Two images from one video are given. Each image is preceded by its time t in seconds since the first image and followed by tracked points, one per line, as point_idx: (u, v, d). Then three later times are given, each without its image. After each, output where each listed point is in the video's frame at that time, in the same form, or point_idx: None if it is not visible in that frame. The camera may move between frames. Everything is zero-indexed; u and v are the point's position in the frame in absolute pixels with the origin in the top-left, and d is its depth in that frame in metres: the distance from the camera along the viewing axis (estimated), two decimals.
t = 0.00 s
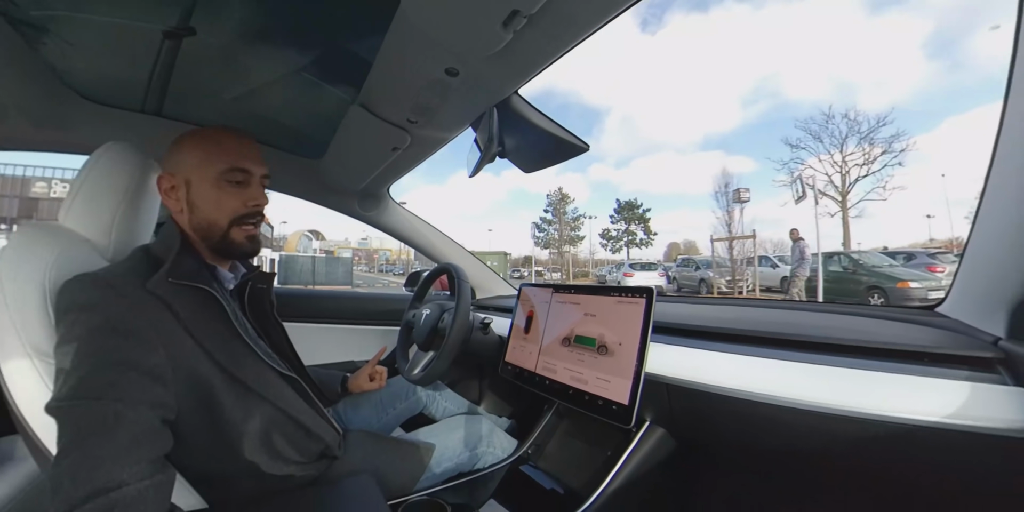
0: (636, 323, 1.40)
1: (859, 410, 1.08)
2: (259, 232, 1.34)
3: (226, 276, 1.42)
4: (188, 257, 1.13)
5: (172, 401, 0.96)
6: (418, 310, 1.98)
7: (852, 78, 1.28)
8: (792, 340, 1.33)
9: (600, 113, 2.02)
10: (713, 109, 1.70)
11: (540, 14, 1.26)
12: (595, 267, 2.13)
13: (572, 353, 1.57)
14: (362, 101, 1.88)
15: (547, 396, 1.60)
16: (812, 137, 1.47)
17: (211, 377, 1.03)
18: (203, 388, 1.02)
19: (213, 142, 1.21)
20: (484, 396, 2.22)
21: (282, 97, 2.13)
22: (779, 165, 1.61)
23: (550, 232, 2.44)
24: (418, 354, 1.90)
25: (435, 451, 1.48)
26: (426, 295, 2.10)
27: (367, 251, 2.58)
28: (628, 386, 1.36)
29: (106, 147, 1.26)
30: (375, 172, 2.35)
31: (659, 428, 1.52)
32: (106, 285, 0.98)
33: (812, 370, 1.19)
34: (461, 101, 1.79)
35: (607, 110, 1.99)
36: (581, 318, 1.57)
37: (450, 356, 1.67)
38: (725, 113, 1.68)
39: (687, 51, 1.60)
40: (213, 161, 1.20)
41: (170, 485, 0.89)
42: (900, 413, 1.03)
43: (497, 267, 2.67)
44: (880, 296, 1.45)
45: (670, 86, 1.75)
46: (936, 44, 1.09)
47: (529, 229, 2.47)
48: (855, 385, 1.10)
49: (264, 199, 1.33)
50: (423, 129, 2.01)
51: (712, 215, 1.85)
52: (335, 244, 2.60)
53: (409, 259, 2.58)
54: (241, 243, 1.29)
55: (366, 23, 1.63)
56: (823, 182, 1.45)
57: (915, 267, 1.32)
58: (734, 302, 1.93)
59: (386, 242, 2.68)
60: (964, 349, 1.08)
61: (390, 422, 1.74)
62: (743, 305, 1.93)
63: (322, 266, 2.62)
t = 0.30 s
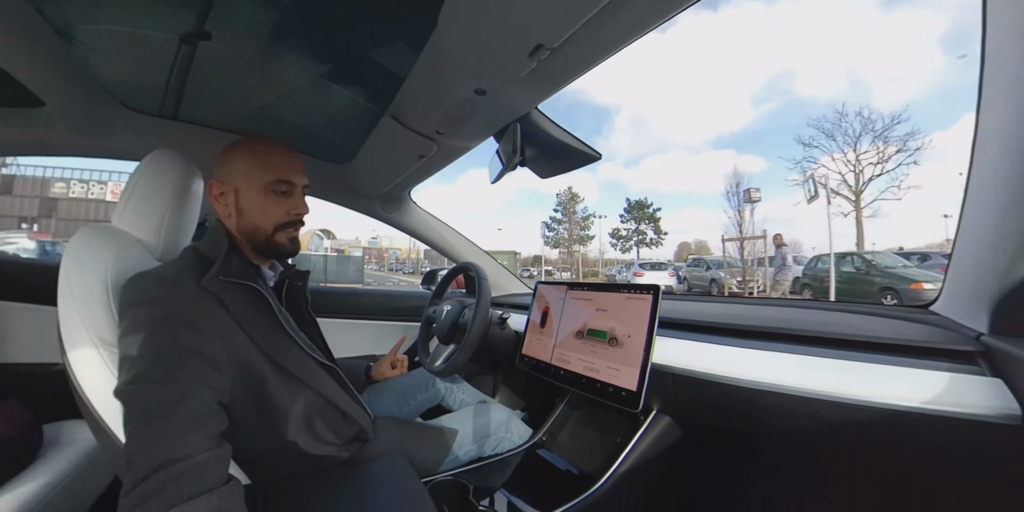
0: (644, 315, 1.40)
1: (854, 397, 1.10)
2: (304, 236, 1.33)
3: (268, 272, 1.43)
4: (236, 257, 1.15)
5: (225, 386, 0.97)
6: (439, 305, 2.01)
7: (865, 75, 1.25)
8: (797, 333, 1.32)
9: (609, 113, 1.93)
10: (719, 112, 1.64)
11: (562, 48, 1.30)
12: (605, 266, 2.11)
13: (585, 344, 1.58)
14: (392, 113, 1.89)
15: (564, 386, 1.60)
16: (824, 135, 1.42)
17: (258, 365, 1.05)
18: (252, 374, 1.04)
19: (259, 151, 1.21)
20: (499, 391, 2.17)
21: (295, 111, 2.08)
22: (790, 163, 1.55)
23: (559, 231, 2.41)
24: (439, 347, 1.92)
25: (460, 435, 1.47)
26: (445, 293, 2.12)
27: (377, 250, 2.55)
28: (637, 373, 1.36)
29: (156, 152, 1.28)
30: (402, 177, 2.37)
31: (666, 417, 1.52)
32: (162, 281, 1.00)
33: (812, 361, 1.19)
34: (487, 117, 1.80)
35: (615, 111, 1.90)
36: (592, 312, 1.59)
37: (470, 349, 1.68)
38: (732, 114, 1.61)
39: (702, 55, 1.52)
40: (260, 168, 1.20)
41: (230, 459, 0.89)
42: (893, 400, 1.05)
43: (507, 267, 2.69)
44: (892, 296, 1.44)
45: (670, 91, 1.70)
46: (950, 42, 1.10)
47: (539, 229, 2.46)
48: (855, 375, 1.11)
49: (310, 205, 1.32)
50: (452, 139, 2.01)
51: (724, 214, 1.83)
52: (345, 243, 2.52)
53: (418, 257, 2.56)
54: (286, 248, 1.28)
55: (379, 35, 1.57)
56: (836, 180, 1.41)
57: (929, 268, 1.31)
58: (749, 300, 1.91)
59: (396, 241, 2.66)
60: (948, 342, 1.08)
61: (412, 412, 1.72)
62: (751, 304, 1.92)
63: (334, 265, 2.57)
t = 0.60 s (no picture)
0: (658, 313, 1.40)
1: (854, 392, 1.10)
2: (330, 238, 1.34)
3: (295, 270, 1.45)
4: (266, 257, 1.17)
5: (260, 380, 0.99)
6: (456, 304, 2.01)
7: (880, 69, 1.22)
8: (799, 335, 1.32)
9: (620, 109, 1.85)
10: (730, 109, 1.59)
11: (583, 61, 1.30)
12: (614, 266, 2.10)
13: (599, 341, 1.58)
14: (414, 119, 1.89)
15: (579, 382, 1.61)
16: (838, 132, 1.39)
17: (289, 360, 1.06)
18: (282, 369, 1.05)
19: (289, 156, 1.23)
20: (512, 389, 2.20)
21: (311, 114, 2.08)
22: (802, 162, 1.51)
23: (569, 231, 2.41)
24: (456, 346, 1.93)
25: (477, 428, 1.49)
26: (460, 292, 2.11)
27: (386, 248, 2.55)
28: (651, 370, 1.36)
29: (187, 157, 1.30)
30: (417, 179, 2.37)
31: (676, 413, 1.49)
32: (197, 278, 1.01)
33: (819, 359, 1.19)
34: (506, 123, 1.78)
35: (626, 107, 1.81)
36: (606, 310, 1.59)
37: (488, 347, 1.69)
38: (744, 111, 1.56)
39: (727, 47, 1.40)
40: (290, 173, 1.21)
41: (264, 447, 0.86)
42: (890, 397, 1.05)
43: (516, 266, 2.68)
44: (906, 298, 1.41)
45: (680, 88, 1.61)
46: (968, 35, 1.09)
47: (549, 229, 2.47)
48: (857, 371, 1.12)
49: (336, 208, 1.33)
50: (471, 143, 1.99)
51: (736, 214, 1.79)
52: (355, 242, 2.49)
53: (428, 256, 2.58)
54: (314, 250, 1.29)
55: (397, 43, 1.55)
56: (850, 179, 1.39)
57: (943, 270, 1.30)
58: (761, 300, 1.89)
59: (405, 240, 2.66)
60: (952, 342, 1.08)
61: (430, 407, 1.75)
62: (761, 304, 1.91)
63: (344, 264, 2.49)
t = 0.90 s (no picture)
0: (667, 312, 1.39)
1: (872, 393, 1.06)
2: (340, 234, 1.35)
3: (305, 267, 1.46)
4: (275, 254, 1.18)
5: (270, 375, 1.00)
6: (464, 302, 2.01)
7: (894, 62, 1.18)
8: (813, 334, 1.30)
9: (628, 107, 1.84)
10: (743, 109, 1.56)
11: (591, 57, 1.29)
12: (625, 266, 2.07)
13: (607, 340, 1.57)
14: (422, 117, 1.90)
15: (587, 381, 1.60)
16: (852, 130, 1.36)
17: (297, 355, 1.08)
18: (291, 363, 1.07)
19: (294, 156, 1.24)
20: (519, 388, 2.18)
21: (321, 115, 2.09)
22: (815, 160, 1.46)
23: (577, 230, 2.43)
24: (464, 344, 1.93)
25: (485, 426, 1.49)
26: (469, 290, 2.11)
27: (396, 247, 2.56)
28: (660, 369, 1.35)
29: (199, 156, 1.31)
30: (426, 177, 2.37)
31: (685, 413, 1.48)
32: (209, 274, 1.02)
33: (831, 359, 1.16)
34: (514, 120, 1.78)
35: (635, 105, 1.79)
36: (615, 309, 1.58)
37: (496, 345, 1.69)
38: (755, 109, 1.54)
39: (738, 42, 1.39)
40: (295, 173, 1.22)
41: (272, 441, 0.86)
42: (911, 399, 1.01)
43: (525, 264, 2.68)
44: (921, 297, 1.39)
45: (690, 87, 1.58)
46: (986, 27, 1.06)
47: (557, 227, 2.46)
48: (873, 372, 1.08)
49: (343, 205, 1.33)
50: (481, 140, 1.99)
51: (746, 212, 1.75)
52: (365, 242, 2.51)
53: (437, 255, 2.59)
54: (324, 247, 1.30)
55: (406, 43, 1.55)
56: (864, 177, 1.36)
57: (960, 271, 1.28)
58: (773, 299, 1.87)
59: (414, 239, 2.66)
60: (970, 343, 1.05)
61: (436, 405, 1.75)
62: (774, 304, 1.88)
63: (355, 262, 2.51)
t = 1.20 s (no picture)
0: (676, 313, 1.37)
1: (881, 396, 1.04)
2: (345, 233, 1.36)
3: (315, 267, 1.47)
4: (284, 254, 1.19)
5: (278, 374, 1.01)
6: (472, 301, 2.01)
7: (906, 57, 1.16)
8: (827, 335, 1.28)
9: (637, 107, 1.82)
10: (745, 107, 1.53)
11: (596, 54, 1.28)
12: (634, 265, 2.03)
13: (615, 340, 1.56)
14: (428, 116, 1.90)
15: (594, 381, 1.59)
16: (866, 127, 1.35)
17: (305, 354, 1.09)
18: (300, 362, 1.08)
19: (301, 156, 1.24)
20: (527, 388, 2.18)
21: (330, 115, 2.10)
22: (828, 158, 1.45)
23: (587, 230, 2.33)
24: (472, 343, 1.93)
25: (492, 426, 1.49)
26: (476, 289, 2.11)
27: (404, 247, 2.57)
28: (668, 370, 1.34)
29: (210, 157, 1.33)
30: (434, 177, 2.37)
31: (694, 415, 1.47)
32: (218, 273, 1.03)
33: (842, 361, 1.14)
34: (521, 119, 1.77)
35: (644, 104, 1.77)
36: (623, 309, 1.57)
37: (505, 344, 1.70)
38: (765, 107, 1.51)
39: (749, 41, 1.37)
40: (302, 174, 1.23)
41: (279, 439, 0.87)
42: (921, 402, 0.99)
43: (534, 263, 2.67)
44: (938, 298, 1.35)
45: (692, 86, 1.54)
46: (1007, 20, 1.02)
47: (567, 227, 2.39)
48: (884, 374, 1.05)
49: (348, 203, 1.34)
50: (487, 139, 1.99)
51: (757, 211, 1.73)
52: (375, 241, 2.53)
53: (446, 255, 2.59)
54: (331, 246, 1.32)
55: (413, 42, 1.56)
56: (878, 175, 1.34)
57: (978, 271, 1.23)
58: (785, 299, 1.85)
59: (423, 239, 2.67)
60: (987, 345, 1.02)
61: (444, 404, 1.77)
62: (786, 305, 1.86)
63: (364, 262, 2.53)
